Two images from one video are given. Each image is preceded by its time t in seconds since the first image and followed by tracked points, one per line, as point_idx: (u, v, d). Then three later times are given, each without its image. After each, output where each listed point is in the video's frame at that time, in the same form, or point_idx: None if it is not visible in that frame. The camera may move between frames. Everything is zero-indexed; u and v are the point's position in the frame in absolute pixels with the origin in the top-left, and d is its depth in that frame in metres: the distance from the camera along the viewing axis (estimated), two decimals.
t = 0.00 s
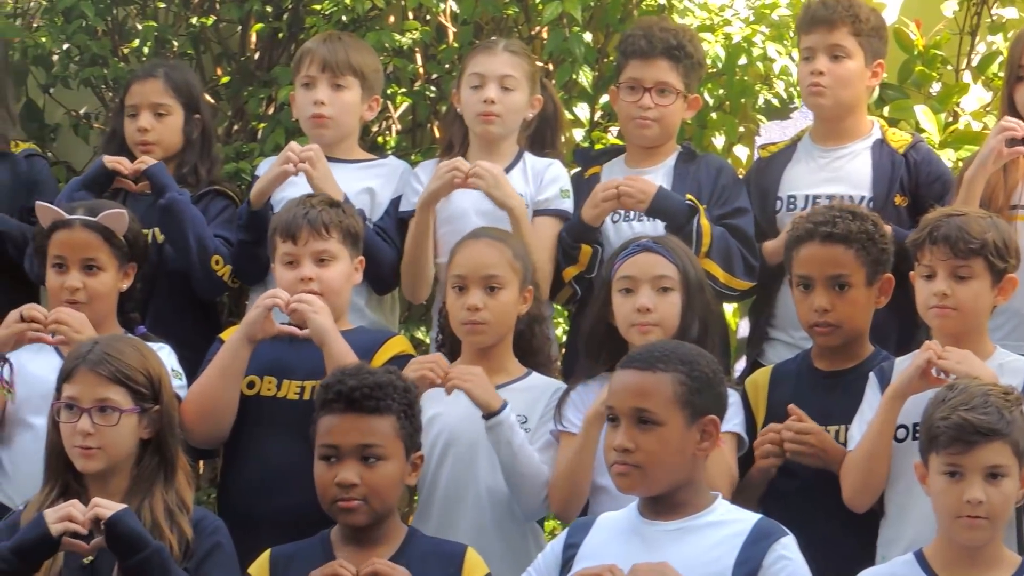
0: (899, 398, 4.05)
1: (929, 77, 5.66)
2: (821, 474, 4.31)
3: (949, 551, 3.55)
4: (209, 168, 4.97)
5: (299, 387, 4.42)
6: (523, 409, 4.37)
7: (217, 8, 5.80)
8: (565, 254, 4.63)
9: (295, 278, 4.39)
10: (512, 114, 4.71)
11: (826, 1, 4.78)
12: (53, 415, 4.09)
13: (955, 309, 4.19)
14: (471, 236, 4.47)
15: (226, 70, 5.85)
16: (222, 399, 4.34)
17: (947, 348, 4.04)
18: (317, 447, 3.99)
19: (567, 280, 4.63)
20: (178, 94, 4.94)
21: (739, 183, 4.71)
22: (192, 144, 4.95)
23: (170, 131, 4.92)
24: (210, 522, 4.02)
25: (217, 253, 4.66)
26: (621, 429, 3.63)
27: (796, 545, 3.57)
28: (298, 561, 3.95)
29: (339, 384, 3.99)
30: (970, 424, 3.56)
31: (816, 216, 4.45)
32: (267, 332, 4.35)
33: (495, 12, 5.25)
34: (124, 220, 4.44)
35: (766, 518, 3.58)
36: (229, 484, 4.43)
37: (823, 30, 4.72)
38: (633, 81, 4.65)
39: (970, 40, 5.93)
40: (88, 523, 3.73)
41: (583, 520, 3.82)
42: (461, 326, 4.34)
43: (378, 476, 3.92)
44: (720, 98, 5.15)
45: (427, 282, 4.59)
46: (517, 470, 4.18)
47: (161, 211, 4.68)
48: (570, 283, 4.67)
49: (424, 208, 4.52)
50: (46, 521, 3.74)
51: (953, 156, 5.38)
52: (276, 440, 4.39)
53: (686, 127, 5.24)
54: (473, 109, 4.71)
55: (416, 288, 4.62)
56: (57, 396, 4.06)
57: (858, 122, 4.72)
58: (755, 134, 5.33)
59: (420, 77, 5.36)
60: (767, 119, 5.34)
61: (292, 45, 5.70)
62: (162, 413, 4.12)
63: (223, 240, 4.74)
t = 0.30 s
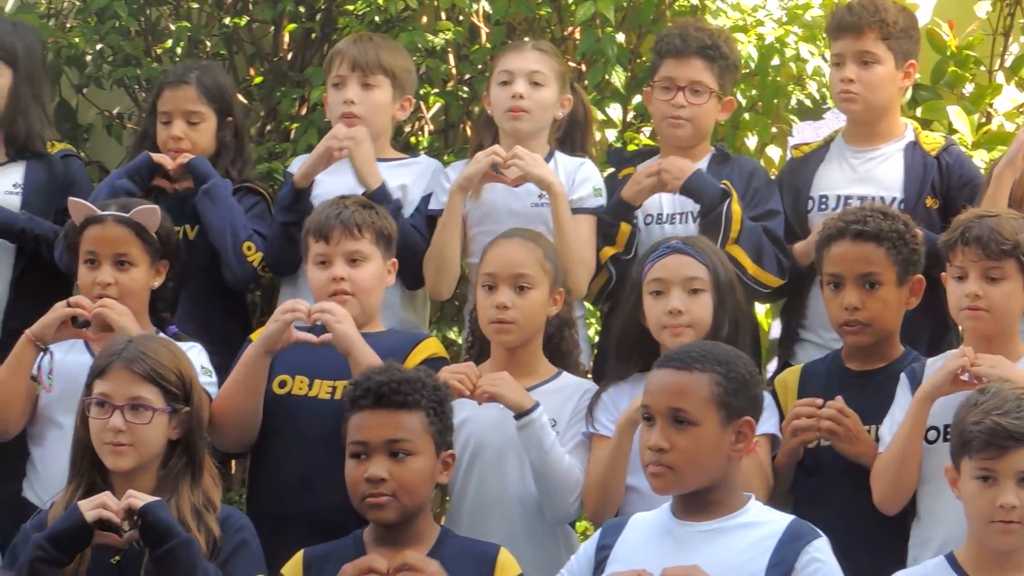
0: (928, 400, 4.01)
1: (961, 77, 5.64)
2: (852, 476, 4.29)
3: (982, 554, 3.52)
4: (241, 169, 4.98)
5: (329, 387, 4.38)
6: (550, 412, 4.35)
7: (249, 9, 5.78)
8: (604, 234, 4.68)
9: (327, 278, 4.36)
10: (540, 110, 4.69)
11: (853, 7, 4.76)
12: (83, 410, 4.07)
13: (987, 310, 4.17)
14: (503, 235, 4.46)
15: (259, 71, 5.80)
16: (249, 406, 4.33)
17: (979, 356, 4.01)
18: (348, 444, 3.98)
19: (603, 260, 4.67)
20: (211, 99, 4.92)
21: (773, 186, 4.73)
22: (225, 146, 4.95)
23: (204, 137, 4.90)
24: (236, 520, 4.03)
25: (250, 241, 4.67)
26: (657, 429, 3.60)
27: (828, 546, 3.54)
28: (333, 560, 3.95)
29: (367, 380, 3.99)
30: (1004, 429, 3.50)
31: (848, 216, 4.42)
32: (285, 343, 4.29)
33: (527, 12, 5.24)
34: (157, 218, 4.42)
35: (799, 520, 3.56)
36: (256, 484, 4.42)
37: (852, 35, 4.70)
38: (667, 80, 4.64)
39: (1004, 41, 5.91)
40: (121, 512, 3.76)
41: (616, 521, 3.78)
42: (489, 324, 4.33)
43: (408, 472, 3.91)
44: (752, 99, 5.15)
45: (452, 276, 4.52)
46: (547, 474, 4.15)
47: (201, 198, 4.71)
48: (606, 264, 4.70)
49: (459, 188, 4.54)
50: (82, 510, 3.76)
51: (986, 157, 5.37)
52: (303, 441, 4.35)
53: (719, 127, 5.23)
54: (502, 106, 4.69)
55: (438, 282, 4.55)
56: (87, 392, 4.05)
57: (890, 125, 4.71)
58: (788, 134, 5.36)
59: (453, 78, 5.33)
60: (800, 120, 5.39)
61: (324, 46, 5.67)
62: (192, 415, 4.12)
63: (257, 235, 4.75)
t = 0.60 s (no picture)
0: (944, 409, 3.88)
1: (992, 78, 5.64)
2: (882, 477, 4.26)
3: (1015, 554, 3.48)
4: (270, 170, 4.96)
5: (356, 387, 4.31)
6: (585, 411, 4.37)
7: (279, 9, 5.74)
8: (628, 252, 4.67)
9: (356, 278, 4.33)
10: (569, 120, 4.67)
11: (876, 10, 4.75)
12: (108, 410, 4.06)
13: (1017, 312, 4.11)
14: (535, 241, 4.47)
15: (288, 71, 5.78)
16: (273, 411, 4.25)
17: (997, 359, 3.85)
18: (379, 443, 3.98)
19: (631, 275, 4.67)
20: (241, 99, 4.93)
21: (806, 185, 4.70)
22: (255, 146, 4.95)
23: (234, 135, 4.91)
24: (261, 517, 4.04)
25: (279, 251, 4.64)
26: (685, 431, 3.58)
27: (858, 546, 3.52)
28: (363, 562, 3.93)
29: (400, 379, 3.99)
30: None
31: (879, 217, 4.40)
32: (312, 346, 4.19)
33: (557, 13, 5.22)
34: (184, 219, 4.38)
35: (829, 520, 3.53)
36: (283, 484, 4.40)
37: (875, 40, 4.69)
38: (699, 86, 4.64)
39: None
40: (140, 516, 3.69)
41: (647, 524, 3.76)
42: (524, 339, 4.35)
43: (439, 471, 3.91)
44: (782, 99, 5.15)
45: (481, 281, 4.54)
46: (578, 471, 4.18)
47: (223, 208, 4.64)
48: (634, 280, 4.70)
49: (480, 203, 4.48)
50: (99, 517, 3.69)
51: (1017, 158, 5.36)
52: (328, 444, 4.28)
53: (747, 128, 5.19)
54: (530, 118, 4.67)
55: (469, 286, 4.56)
56: (112, 392, 4.04)
57: (919, 127, 4.71)
58: (818, 135, 5.31)
59: (482, 78, 5.33)
60: (829, 122, 5.32)
61: (355, 46, 5.63)
62: (214, 412, 4.10)
63: (284, 239, 4.73)
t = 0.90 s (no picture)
0: (978, 405, 3.87)
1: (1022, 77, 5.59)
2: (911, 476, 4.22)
3: None
4: (300, 170, 4.96)
5: (380, 391, 4.21)
6: (611, 410, 4.36)
7: (307, 9, 5.74)
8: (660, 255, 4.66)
9: (379, 271, 4.20)
10: (599, 120, 4.66)
11: (895, 9, 4.76)
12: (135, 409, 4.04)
13: None
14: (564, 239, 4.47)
15: (316, 72, 5.79)
16: (303, 415, 4.15)
17: None
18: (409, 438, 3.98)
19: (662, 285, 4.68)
20: (273, 99, 4.93)
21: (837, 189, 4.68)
22: (284, 146, 4.94)
23: (263, 135, 4.90)
24: (287, 519, 4.01)
25: (310, 252, 4.64)
26: (710, 431, 3.57)
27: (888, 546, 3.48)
28: (390, 563, 3.90)
29: (432, 373, 4.00)
30: None
31: (907, 213, 4.38)
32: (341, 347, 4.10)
33: (586, 12, 5.21)
34: (211, 218, 4.30)
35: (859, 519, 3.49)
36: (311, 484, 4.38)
37: (897, 39, 4.70)
38: (729, 83, 4.65)
39: None
40: (174, 523, 3.68)
41: (677, 522, 3.73)
42: (552, 333, 4.35)
43: (470, 464, 3.91)
44: (811, 98, 5.15)
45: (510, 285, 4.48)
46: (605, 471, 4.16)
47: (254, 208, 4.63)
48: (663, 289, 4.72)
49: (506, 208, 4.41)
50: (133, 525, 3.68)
51: None
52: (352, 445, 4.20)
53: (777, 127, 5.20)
54: (560, 118, 4.67)
55: (497, 288, 4.50)
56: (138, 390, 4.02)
57: (947, 124, 4.71)
58: (847, 134, 5.31)
59: (511, 78, 5.32)
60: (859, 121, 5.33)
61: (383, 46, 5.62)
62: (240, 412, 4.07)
63: (315, 239, 4.73)
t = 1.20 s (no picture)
0: (1011, 410, 3.86)
1: None
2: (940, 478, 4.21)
3: None
4: (331, 170, 4.92)
5: (409, 393, 4.20)
6: (638, 412, 4.36)
7: (336, 11, 5.74)
8: (695, 241, 4.66)
9: (408, 273, 4.19)
10: (632, 117, 4.51)
11: (919, 12, 4.75)
12: (157, 406, 4.00)
13: None
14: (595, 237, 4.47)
15: (346, 73, 5.76)
16: (325, 422, 4.13)
17: None
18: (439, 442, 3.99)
19: (692, 267, 4.63)
20: (304, 96, 4.89)
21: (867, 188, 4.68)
22: (315, 146, 4.90)
23: (294, 132, 4.85)
24: (310, 515, 3.99)
25: (337, 247, 4.59)
26: (738, 430, 3.54)
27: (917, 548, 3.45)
28: (420, 565, 3.91)
29: (461, 377, 4.00)
30: None
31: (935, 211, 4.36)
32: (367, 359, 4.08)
33: (615, 14, 5.20)
34: (240, 218, 4.26)
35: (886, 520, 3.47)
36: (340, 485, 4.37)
37: (920, 41, 4.69)
38: (758, 83, 4.65)
39: None
40: (197, 520, 3.68)
41: (702, 523, 3.70)
42: (579, 324, 4.34)
43: (499, 468, 3.91)
44: (840, 100, 5.14)
45: (535, 270, 4.41)
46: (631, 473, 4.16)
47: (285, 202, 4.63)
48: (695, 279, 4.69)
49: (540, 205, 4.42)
50: (156, 523, 3.68)
51: None
52: (381, 449, 4.18)
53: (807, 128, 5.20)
54: (592, 112, 4.52)
55: (519, 278, 4.44)
56: (161, 385, 3.98)
57: (977, 124, 4.70)
58: (876, 136, 5.28)
59: (540, 80, 5.32)
60: (887, 122, 5.30)
61: (412, 48, 5.63)
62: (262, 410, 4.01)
63: (343, 236, 4.68)
